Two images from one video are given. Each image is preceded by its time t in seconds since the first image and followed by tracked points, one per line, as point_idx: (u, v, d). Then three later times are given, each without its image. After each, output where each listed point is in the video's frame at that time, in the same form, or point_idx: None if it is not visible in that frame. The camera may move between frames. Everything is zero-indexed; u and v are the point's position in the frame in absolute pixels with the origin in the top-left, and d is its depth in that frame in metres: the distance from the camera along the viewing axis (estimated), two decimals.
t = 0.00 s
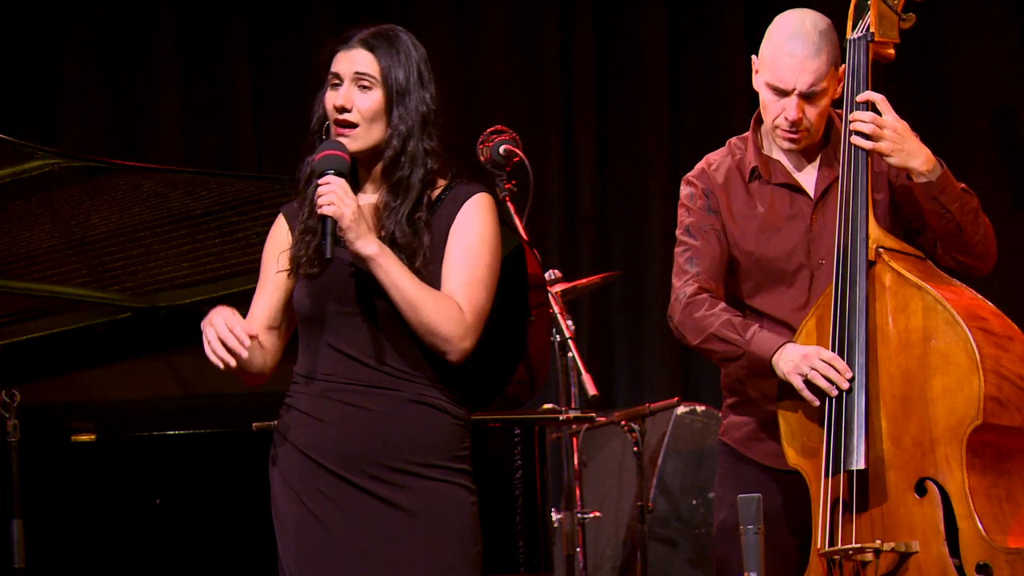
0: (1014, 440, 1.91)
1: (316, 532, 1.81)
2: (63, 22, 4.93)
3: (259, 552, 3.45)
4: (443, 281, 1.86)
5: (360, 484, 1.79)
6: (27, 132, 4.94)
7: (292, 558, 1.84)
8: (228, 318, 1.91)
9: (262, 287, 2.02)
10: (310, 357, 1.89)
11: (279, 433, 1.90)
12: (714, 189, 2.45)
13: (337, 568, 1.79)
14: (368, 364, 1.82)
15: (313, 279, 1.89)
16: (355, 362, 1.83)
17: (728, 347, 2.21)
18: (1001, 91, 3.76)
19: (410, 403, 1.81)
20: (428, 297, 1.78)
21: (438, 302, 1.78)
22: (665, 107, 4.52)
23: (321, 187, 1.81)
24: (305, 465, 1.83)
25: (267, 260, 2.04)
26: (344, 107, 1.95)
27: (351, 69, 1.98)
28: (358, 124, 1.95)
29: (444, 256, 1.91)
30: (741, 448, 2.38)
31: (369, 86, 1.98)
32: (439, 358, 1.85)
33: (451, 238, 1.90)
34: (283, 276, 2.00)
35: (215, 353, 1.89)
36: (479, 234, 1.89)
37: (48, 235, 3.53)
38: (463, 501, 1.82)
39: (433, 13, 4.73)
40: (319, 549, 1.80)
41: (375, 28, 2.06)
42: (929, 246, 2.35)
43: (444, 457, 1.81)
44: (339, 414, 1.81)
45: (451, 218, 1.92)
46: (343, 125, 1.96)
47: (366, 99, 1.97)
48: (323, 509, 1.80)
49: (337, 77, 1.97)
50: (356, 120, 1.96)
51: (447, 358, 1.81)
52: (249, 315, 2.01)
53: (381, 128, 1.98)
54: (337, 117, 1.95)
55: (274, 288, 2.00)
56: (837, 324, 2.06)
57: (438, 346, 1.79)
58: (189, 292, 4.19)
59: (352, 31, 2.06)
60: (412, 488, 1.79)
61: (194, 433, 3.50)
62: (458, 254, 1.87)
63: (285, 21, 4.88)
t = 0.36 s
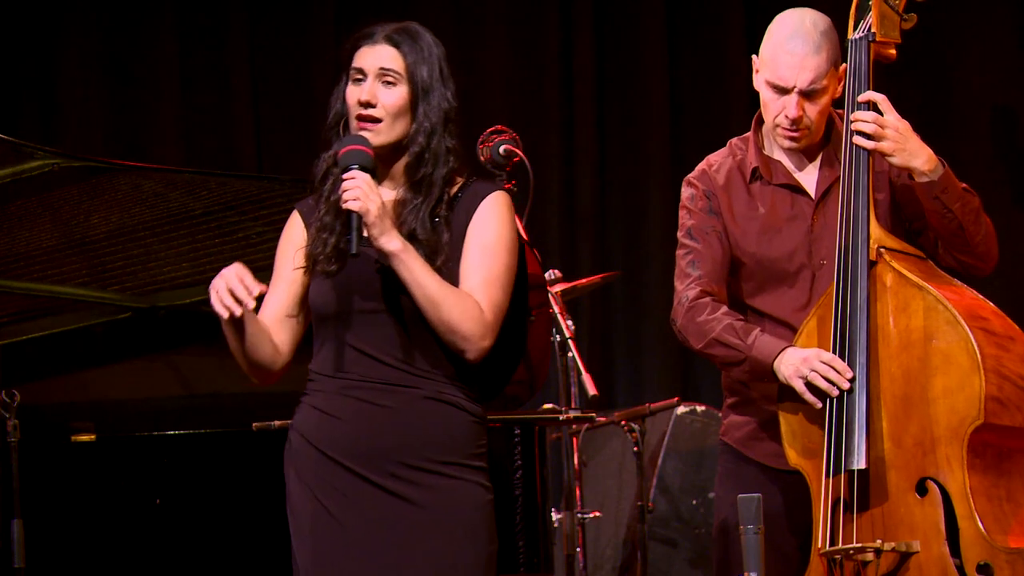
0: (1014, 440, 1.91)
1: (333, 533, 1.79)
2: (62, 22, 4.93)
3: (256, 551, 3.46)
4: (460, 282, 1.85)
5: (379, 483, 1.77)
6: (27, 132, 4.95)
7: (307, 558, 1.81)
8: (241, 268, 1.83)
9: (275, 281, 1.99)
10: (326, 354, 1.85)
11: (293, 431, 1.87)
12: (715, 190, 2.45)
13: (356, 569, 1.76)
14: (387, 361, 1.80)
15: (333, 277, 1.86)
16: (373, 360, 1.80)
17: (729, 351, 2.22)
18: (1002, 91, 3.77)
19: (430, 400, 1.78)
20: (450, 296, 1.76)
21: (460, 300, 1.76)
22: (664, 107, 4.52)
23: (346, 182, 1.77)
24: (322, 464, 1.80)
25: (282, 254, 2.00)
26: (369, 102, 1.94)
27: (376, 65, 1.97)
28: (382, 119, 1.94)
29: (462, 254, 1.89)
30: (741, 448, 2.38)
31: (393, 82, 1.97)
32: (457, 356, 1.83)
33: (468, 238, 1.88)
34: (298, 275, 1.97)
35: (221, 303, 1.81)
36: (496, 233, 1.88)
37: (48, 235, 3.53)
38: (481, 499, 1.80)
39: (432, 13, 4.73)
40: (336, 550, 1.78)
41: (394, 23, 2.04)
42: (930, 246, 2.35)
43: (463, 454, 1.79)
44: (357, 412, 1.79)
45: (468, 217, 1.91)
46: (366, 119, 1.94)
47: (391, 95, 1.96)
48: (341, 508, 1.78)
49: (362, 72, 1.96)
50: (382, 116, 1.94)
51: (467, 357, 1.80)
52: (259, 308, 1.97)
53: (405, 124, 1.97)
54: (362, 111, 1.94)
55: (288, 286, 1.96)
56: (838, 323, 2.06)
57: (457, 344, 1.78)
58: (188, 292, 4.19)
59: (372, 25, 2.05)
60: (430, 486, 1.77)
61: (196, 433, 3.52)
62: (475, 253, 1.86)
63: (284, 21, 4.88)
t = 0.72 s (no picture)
0: (1015, 440, 1.91)
1: (357, 532, 1.77)
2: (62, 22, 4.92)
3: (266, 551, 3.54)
4: (486, 281, 1.85)
5: (406, 482, 1.76)
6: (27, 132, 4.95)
7: (326, 559, 1.80)
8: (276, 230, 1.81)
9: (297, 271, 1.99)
10: (349, 350, 1.85)
11: (315, 429, 1.86)
12: (720, 190, 2.45)
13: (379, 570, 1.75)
14: (414, 358, 1.79)
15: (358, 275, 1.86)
16: (398, 357, 1.80)
17: (732, 353, 2.22)
18: (1002, 90, 3.77)
19: (457, 399, 1.78)
20: (478, 293, 1.76)
21: (489, 298, 1.77)
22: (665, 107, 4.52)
23: (379, 176, 1.77)
24: (346, 463, 1.79)
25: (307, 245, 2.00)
26: (403, 96, 1.95)
27: (408, 60, 1.99)
28: (415, 113, 1.95)
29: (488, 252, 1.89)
30: (744, 447, 2.38)
31: (425, 76, 1.98)
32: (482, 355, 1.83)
33: (495, 236, 1.88)
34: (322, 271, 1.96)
35: (256, 261, 1.78)
36: (523, 232, 1.88)
37: (48, 235, 3.53)
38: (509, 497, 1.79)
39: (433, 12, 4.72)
40: (359, 551, 1.76)
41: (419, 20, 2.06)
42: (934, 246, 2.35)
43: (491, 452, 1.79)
44: (382, 410, 1.78)
45: (496, 215, 1.91)
46: (399, 114, 1.95)
47: (424, 90, 1.97)
48: (365, 508, 1.77)
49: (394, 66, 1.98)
50: (415, 110, 1.96)
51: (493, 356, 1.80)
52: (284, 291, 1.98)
53: (437, 118, 1.98)
54: (395, 105, 1.95)
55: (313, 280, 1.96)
56: (840, 322, 2.06)
57: (484, 343, 1.78)
58: (189, 292, 4.19)
59: (397, 21, 2.06)
60: (458, 485, 1.76)
61: (197, 432, 3.55)
62: (502, 252, 1.86)
63: (284, 20, 4.88)
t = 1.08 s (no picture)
0: (1018, 442, 1.92)
1: (389, 530, 1.86)
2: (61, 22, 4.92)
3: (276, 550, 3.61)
4: (517, 280, 1.95)
5: (434, 480, 1.85)
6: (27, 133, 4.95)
7: (356, 555, 1.88)
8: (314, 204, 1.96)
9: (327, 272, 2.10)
10: (379, 351, 1.94)
11: (344, 429, 1.95)
12: (731, 193, 2.46)
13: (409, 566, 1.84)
14: (444, 360, 1.88)
15: (388, 278, 1.97)
16: (428, 359, 1.89)
17: (741, 356, 2.23)
18: (1002, 90, 3.77)
19: (486, 398, 1.87)
20: (511, 294, 1.86)
21: (522, 299, 1.87)
22: (665, 107, 4.52)
23: (417, 175, 1.85)
24: (377, 462, 1.88)
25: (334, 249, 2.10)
26: (439, 95, 2.07)
27: (442, 59, 2.09)
28: (451, 111, 2.06)
29: (519, 250, 1.99)
30: (752, 448, 2.38)
31: (459, 75, 2.09)
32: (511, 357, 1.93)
33: (527, 235, 1.98)
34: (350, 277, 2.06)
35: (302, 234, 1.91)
36: (554, 229, 1.98)
37: (48, 236, 3.53)
38: (537, 493, 1.89)
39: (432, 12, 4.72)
40: (391, 546, 1.85)
41: (446, 19, 2.17)
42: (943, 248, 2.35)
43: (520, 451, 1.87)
44: (412, 410, 1.87)
45: (526, 214, 2.01)
46: (436, 112, 2.06)
47: (459, 89, 2.08)
48: (395, 505, 1.86)
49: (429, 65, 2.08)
50: (451, 108, 2.07)
51: (523, 355, 1.91)
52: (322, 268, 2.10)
53: (471, 115, 2.09)
54: (432, 104, 2.06)
55: (343, 285, 2.06)
56: (845, 321, 2.06)
57: (517, 342, 1.89)
58: (189, 293, 4.19)
59: (426, 21, 2.17)
60: (485, 483, 1.85)
61: (195, 433, 3.55)
62: (533, 251, 1.96)
63: (284, 21, 4.88)
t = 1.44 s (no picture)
0: None
1: (423, 526, 2.00)
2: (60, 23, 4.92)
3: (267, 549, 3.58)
4: (550, 280, 2.11)
5: (468, 480, 1.99)
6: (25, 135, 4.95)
7: (391, 549, 2.02)
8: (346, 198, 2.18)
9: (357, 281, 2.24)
10: (411, 356, 2.07)
11: (380, 428, 2.08)
12: (754, 195, 2.47)
13: (444, 561, 1.99)
14: (479, 363, 2.02)
15: (419, 282, 2.09)
16: (464, 363, 2.03)
17: (759, 369, 2.27)
18: (1002, 90, 3.79)
19: (519, 400, 2.01)
20: (549, 298, 2.00)
21: (559, 302, 2.01)
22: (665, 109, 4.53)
23: (456, 176, 1.99)
24: (411, 462, 2.02)
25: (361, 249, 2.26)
26: (472, 96, 2.20)
27: (472, 60, 2.22)
28: (485, 111, 2.20)
29: (549, 251, 2.14)
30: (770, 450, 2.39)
31: (489, 75, 2.22)
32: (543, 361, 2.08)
33: (557, 236, 2.14)
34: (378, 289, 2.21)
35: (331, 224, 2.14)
36: (583, 230, 2.14)
37: (47, 238, 3.53)
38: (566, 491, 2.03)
39: (432, 10, 4.71)
40: (423, 543, 2.00)
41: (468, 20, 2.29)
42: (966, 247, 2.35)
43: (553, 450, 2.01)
44: (448, 412, 2.01)
45: (557, 214, 2.16)
46: (471, 113, 2.20)
47: (490, 88, 2.22)
48: (430, 502, 2.00)
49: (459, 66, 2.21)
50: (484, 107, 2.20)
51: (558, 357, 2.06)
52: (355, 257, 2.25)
53: (503, 114, 2.22)
54: (465, 104, 2.20)
55: (372, 290, 2.21)
56: (856, 320, 2.07)
57: (553, 343, 2.04)
58: (189, 295, 4.19)
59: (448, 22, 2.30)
60: (516, 483, 1.99)
61: (194, 436, 3.54)
62: (564, 253, 2.12)
63: (283, 21, 4.88)
